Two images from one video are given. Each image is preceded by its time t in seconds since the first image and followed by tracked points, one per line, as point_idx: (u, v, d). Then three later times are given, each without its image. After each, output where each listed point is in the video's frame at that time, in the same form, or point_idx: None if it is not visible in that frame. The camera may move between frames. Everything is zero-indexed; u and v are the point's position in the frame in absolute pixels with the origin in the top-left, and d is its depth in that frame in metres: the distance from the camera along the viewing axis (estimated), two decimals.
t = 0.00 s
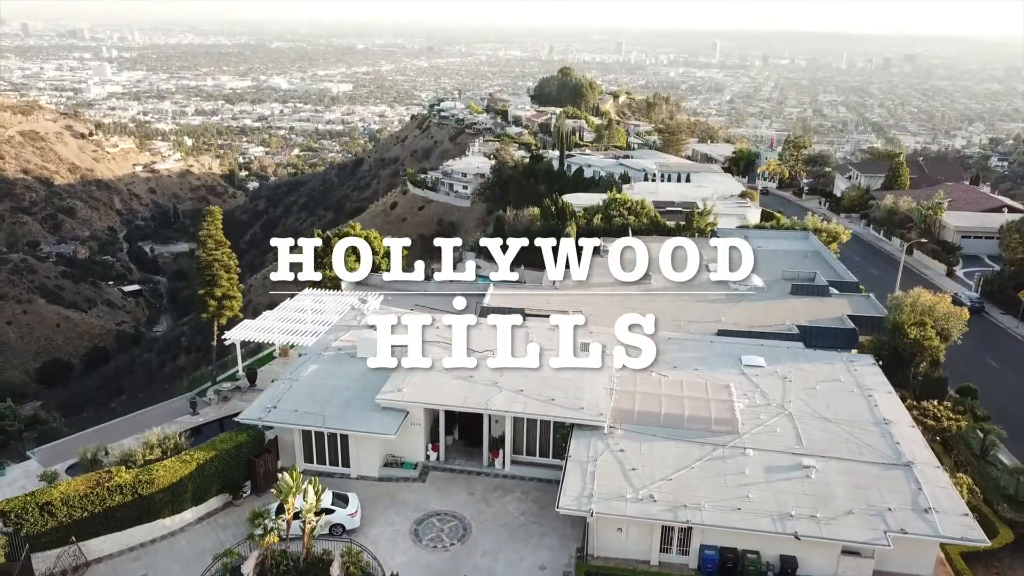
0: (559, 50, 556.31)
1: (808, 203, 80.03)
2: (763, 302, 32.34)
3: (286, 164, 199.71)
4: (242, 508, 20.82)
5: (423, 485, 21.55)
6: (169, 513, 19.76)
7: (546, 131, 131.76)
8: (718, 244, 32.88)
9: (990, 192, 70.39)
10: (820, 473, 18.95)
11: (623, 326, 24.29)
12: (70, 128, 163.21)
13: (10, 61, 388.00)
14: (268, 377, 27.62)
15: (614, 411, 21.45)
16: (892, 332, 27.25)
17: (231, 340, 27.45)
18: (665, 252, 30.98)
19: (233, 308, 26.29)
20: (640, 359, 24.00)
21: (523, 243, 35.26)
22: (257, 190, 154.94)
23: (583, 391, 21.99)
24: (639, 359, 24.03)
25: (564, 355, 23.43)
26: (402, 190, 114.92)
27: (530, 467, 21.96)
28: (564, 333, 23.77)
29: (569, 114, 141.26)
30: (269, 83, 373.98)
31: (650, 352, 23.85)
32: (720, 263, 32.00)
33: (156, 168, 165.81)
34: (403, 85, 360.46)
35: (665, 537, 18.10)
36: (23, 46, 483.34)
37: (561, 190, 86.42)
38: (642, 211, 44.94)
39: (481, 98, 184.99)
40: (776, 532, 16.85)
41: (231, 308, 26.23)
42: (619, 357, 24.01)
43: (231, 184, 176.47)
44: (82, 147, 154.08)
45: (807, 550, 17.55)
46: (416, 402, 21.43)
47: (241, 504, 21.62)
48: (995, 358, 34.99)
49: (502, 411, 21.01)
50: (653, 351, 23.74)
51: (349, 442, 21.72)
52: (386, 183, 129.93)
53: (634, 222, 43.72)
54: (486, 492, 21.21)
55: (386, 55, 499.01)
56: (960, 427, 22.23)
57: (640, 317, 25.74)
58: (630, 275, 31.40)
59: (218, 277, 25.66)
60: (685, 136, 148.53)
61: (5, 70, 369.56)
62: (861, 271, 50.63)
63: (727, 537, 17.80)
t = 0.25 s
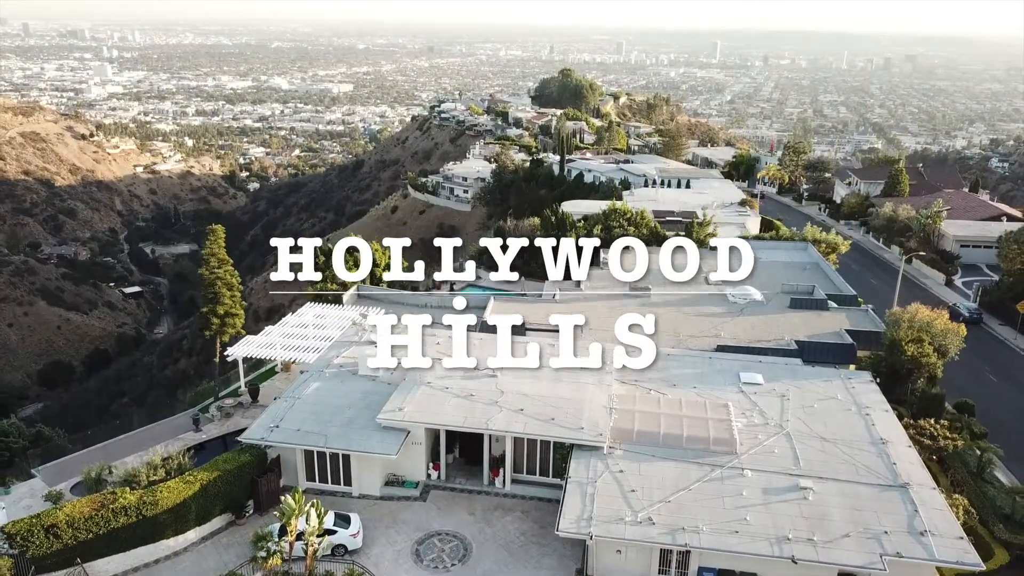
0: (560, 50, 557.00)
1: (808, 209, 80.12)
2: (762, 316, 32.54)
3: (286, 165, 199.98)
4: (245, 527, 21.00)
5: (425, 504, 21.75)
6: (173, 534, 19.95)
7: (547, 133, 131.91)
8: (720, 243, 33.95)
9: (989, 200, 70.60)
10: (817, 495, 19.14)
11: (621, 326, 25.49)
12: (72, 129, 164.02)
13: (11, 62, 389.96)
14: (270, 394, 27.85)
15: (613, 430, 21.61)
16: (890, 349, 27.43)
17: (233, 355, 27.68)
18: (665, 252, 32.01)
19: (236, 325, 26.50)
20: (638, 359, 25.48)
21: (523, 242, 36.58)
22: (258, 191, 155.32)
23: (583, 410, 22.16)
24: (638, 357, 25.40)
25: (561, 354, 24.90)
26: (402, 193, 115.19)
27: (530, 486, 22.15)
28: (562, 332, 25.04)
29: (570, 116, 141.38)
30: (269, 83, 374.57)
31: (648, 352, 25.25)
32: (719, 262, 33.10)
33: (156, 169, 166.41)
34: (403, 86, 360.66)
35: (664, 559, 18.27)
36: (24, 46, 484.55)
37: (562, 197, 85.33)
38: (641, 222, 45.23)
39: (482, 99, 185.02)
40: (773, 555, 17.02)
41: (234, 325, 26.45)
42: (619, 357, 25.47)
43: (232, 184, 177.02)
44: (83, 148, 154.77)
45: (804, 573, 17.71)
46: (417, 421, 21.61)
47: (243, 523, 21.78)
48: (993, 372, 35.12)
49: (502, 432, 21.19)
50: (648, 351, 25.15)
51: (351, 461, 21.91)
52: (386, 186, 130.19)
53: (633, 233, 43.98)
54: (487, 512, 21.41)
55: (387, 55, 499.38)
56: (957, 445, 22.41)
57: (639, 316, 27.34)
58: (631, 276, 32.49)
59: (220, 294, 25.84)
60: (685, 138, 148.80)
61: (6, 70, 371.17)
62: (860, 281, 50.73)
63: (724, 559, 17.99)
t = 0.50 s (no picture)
0: (561, 50, 557.39)
1: (808, 215, 80.29)
2: (761, 330, 32.73)
3: (287, 166, 200.35)
4: (248, 547, 21.20)
5: (425, 524, 21.97)
6: (177, 555, 20.13)
7: (547, 135, 132.05)
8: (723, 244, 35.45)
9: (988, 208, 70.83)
10: (814, 517, 19.32)
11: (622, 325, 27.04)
12: (73, 131, 164.94)
13: (13, 63, 392.09)
14: (273, 409, 28.09)
15: (612, 451, 21.82)
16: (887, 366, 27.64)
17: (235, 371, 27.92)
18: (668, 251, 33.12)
19: (238, 342, 26.70)
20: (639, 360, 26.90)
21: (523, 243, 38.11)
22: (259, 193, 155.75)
23: (582, 430, 22.37)
24: (639, 357, 27.00)
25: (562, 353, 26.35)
26: (403, 197, 115.54)
27: (530, 505, 22.36)
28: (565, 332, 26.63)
29: (570, 118, 141.58)
30: (270, 84, 375.23)
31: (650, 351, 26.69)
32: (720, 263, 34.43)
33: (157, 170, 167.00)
34: (404, 86, 361.01)
35: None
36: (25, 47, 486.21)
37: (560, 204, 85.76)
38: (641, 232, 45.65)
39: (483, 101, 185.21)
40: None
41: (237, 342, 26.66)
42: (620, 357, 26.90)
43: (232, 185, 177.54)
44: (84, 150, 155.60)
45: None
46: (419, 442, 21.77)
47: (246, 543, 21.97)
48: (991, 385, 35.23)
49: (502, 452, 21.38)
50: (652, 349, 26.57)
51: (352, 481, 22.09)
52: (387, 188, 130.53)
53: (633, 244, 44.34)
54: (488, 531, 21.62)
55: (387, 56, 499.98)
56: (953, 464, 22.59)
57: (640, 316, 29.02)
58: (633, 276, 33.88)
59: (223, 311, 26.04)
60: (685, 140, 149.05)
61: (7, 70, 372.87)
62: (859, 290, 50.80)
63: None
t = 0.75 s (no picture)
0: (562, 50, 557.48)
1: (807, 222, 80.40)
2: (760, 344, 32.89)
3: (288, 166, 200.64)
4: (251, 567, 21.45)
5: (426, 543, 22.16)
6: None
7: (548, 138, 132.18)
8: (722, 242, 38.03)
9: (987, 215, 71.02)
10: (812, 540, 19.51)
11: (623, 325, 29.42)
12: (74, 133, 165.49)
13: (13, 64, 393.71)
14: (275, 426, 28.35)
15: (612, 470, 22.03)
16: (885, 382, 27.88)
17: (238, 388, 28.13)
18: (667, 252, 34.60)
19: (240, 360, 26.97)
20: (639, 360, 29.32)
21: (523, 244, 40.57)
22: (259, 195, 156.06)
23: (582, 450, 22.56)
24: (641, 358, 29.20)
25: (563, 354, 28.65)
26: (404, 200, 115.79)
27: (531, 524, 22.57)
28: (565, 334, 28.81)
29: (571, 121, 141.75)
30: (270, 83, 375.67)
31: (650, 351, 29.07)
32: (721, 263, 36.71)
33: (157, 171, 167.40)
34: (405, 87, 361.32)
35: None
36: (25, 47, 487.63)
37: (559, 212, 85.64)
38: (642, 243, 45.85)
39: (484, 103, 185.37)
40: None
41: (239, 358, 26.84)
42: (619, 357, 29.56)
43: (233, 187, 177.93)
44: (85, 152, 156.25)
45: None
46: (419, 462, 21.97)
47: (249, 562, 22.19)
48: (989, 399, 35.37)
49: (503, 472, 21.56)
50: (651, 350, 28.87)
51: (353, 501, 22.28)
52: (387, 190, 130.81)
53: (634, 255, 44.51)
54: (488, 551, 21.82)
55: (387, 57, 500.50)
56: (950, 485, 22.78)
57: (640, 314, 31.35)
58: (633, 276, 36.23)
59: (226, 329, 26.25)
60: (686, 141, 149.15)
61: (8, 70, 374.39)
62: (858, 300, 50.89)
63: None
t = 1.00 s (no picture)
0: (562, 50, 557.52)
1: (807, 228, 80.58)
2: (759, 358, 33.11)
3: (288, 167, 201.04)
4: None
5: (428, 562, 22.35)
6: None
7: (549, 140, 132.48)
8: (720, 245, 41.48)
9: (987, 222, 71.29)
10: (810, 561, 19.70)
11: (624, 325, 32.05)
12: (75, 133, 165.81)
13: (14, 64, 394.66)
14: (277, 442, 28.55)
15: (612, 490, 22.22)
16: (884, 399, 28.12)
17: (240, 406, 28.26)
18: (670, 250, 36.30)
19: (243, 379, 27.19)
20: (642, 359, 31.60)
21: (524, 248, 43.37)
22: (260, 197, 156.39)
23: (583, 469, 22.75)
24: (641, 359, 31.34)
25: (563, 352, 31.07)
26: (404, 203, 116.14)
27: (531, 543, 22.76)
28: (566, 336, 31.26)
29: (571, 123, 141.97)
30: (271, 84, 375.89)
31: (649, 351, 31.52)
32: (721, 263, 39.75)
33: (158, 172, 167.70)
34: (405, 87, 361.76)
35: None
36: (25, 47, 488.50)
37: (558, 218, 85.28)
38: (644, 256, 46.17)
39: (484, 105, 185.75)
40: None
41: (241, 377, 27.05)
42: (621, 357, 31.40)
43: (234, 188, 178.11)
44: (86, 153, 156.68)
45: None
46: (421, 482, 22.20)
47: None
48: (986, 412, 35.54)
49: (504, 493, 21.77)
50: (652, 349, 31.26)
51: (355, 521, 22.48)
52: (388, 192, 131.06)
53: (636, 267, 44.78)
54: (489, 570, 22.05)
55: (388, 57, 501.05)
56: (948, 505, 22.98)
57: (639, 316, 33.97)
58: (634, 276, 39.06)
59: (229, 348, 26.50)
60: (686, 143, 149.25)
61: (8, 70, 375.14)
62: (857, 309, 51.03)
63: None
